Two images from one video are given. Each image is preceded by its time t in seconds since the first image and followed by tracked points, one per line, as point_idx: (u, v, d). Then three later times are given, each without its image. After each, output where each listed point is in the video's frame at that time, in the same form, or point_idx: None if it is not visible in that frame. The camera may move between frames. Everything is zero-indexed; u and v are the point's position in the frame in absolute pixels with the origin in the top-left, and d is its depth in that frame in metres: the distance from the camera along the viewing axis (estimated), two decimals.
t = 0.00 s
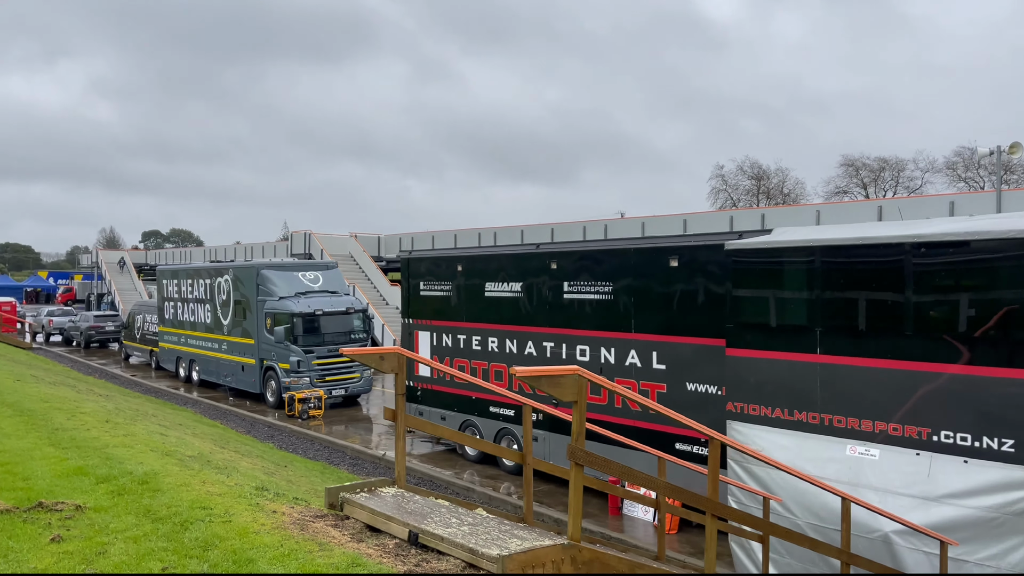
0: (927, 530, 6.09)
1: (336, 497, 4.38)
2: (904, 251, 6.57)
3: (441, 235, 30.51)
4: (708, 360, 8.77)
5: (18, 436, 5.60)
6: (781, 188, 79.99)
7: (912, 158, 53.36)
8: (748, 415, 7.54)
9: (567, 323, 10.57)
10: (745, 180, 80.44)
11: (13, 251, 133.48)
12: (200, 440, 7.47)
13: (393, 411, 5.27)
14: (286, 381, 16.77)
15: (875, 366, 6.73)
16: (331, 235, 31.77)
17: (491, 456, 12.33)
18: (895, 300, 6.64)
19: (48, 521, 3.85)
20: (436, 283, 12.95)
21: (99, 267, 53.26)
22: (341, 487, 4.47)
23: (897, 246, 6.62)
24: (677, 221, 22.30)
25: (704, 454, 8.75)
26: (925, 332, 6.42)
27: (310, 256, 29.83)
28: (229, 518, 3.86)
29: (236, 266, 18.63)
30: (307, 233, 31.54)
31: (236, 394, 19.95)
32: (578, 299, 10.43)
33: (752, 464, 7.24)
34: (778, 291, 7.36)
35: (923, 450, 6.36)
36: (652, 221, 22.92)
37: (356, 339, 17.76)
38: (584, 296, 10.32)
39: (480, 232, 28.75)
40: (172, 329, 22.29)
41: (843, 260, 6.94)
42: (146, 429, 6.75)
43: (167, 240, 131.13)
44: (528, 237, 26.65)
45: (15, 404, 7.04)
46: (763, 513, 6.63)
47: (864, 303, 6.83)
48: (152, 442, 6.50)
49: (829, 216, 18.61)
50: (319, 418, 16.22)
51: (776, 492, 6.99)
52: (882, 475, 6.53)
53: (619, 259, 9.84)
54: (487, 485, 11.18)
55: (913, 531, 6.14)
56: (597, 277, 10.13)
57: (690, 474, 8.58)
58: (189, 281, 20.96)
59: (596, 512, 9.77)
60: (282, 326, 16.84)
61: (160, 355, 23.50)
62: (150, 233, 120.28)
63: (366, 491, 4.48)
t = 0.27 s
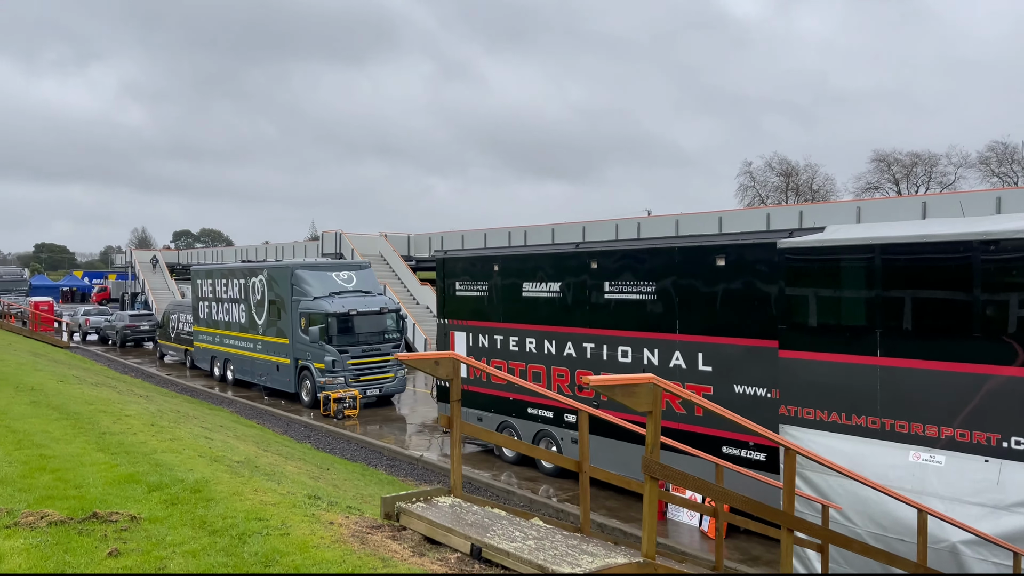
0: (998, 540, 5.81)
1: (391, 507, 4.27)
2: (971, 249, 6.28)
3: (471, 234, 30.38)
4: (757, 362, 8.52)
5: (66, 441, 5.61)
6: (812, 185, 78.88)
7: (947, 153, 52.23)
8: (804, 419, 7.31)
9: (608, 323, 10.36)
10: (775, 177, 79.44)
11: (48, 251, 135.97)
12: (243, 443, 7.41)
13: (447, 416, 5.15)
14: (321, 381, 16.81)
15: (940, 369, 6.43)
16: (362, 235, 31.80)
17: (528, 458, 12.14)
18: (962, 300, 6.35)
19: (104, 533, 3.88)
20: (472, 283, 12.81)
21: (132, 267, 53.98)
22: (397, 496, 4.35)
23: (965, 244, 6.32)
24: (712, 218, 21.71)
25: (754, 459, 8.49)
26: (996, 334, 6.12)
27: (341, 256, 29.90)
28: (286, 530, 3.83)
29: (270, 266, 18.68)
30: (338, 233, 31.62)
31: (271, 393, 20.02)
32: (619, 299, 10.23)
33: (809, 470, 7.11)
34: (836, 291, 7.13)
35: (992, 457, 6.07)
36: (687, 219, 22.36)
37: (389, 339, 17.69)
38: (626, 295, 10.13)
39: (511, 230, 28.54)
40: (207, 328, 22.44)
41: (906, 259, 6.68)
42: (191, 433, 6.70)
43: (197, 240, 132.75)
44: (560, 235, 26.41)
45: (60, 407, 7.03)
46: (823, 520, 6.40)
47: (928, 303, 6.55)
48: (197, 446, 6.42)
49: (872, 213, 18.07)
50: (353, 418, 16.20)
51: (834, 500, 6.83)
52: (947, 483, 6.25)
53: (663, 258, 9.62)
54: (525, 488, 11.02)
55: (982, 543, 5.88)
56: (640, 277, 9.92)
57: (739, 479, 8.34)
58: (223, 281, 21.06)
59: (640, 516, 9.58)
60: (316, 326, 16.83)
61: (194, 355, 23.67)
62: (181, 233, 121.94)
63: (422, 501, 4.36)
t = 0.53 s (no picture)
0: None
1: (435, 521, 4.12)
2: None
3: (493, 235, 30.21)
4: (798, 366, 8.25)
5: (96, 450, 5.50)
6: (834, 184, 77.99)
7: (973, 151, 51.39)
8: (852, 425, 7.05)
9: (641, 325, 10.12)
10: (796, 176, 78.65)
11: (72, 255, 137.52)
12: (273, 449, 7.27)
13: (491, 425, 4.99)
14: (345, 384, 16.69)
15: (999, 373, 6.14)
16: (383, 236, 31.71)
17: (558, 463, 11.92)
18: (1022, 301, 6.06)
19: (139, 551, 3.74)
20: (500, 285, 12.62)
21: (155, 270, 54.36)
22: (440, 510, 4.18)
23: None
24: (739, 218, 21.39)
25: (796, 465, 8.22)
26: None
27: (363, 258, 29.84)
28: (329, 548, 3.71)
29: (293, 268, 18.60)
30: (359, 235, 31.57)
31: (294, 396, 19.95)
32: (653, 301, 9.99)
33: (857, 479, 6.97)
34: (886, 292, 6.85)
35: None
36: (713, 218, 22.09)
37: (413, 341, 17.53)
38: (659, 297, 9.88)
39: (533, 231, 28.33)
40: (230, 331, 22.42)
41: (961, 259, 6.40)
42: (221, 439, 6.54)
43: (218, 243, 133.72)
44: (582, 236, 26.17)
45: (89, 413, 6.91)
46: (875, 530, 6.08)
47: (985, 304, 6.26)
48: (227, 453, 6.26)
49: (905, 212, 17.66)
50: (378, 422, 16.07)
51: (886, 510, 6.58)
52: (1006, 493, 5.96)
53: (699, 258, 9.37)
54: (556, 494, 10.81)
55: None
56: (674, 277, 9.68)
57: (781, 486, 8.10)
58: (246, 284, 21.02)
59: (675, 524, 9.34)
60: (340, 329, 16.71)
61: (218, 357, 23.66)
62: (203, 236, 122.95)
63: (467, 515, 4.19)
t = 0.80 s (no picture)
0: None
1: (475, 538, 3.98)
2: None
3: (510, 236, 30.01)
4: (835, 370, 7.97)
5: (119, 459, 5.35)
6: (851, 183, 77.20)
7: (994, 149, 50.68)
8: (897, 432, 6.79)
9: (670, 328, 9.87)
10: (813, 176, 77.95)
11: (90, 258, 138.62)
12: (299, 456, 7.09)
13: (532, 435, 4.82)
14: (365, 387, 16.54)
15: None
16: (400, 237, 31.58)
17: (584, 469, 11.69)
18: None
19: (171, 570, 3.57)
20: (523, 286, 12.40)
21: (172, 273, 54.55)
22: (480, 525, 4.05)
23: None
24: (761, 218, 21.06)
25: (834, 473, 7.96)
26: None
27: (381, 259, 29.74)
28: (370, 568, 3.57)
29: (312, 271, 18.49)
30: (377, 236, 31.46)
31: (313, 399, 19.84)
32: (683, 302, 9.73)
33: (903, 488, 6.79)
34: (934, 294, 6.59)
35: None
36: (735, 219, 21.75)
37: (433, 343, 17.34)
38: (689, 299, 9.63)
39: (551, 232, 28.12)
40: (249, 333, 22.35)
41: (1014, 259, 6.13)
42: (246, 447, 6.37)
43: (234, 246, 134.42)
44: (601, 237, 25.92)
45: (112, 420, 6.76)
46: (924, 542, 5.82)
47: None
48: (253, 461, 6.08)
49: (934, 212, 17.29)
50: (398, 425, 15.91)
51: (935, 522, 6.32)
52: None
53: (730, 259, 9.12)
54: (582, 500, 10.59)
55: None
56: (704, 279, 9.43)
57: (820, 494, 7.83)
58: (265, 286, 20.94)
59: (706, 532, 9.10)
60: (360, 331, 16.57)
61: (237, 360, 23.60)
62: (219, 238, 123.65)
63: (508, 531, 4.04)
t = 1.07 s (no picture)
0: None
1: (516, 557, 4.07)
2: None
3: (523, 237, 29.79)
4: (870, 375, 7.74)
5: (138, 469, 5.19)
6: (864, 184, 76.63)
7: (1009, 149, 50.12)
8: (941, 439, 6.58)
9: (695, 331, 9.65)
10: (825, 177, 77.40)
11: (101, 260, 139.23)
12: (320, 465, 6.91)
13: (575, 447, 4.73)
14: (380, 391, 16.37)
15: None
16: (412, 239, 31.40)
17: (605, 475, 11.47)
18: None
19: None
20: (542, 289, 12.19)
21: (183, 275, 54.59)
22: (519, 542, 4.10)
23: None
24: (780, 219, 20.73)
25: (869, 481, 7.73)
26: None
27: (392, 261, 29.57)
28: None
29: (326, 273, 18.34)
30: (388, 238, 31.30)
31: (327, 403, 19.68)
32: (709, 305, 9.51)
33: (945, 498, 6.57)
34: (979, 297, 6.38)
35: None
36: (753, 219, 21.43)
37: (448, 346, 17.14)
38: (716, 301, 9.41)
39: (565, 234, 27.88)
40: (261, 336, 22.22)
41: None
42: (268, 455, 6.19)
43: (244, 248, 134.74)
44: (616, 238, 25.65)
45: (129, 428, 6.60)
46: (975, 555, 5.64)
47: None
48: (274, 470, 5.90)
49: (957, 212, 17.00)
50: (414, 430, 15.72)
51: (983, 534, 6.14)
52: None
53: (759, 260, 8.89)
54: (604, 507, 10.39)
55: None
56: (732, 281, 9.21)
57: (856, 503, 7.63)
58: (278, 289, 20.81)
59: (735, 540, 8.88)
60: (375, 334, 16.40)
61: (249, 363, 23.48)
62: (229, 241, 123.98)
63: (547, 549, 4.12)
